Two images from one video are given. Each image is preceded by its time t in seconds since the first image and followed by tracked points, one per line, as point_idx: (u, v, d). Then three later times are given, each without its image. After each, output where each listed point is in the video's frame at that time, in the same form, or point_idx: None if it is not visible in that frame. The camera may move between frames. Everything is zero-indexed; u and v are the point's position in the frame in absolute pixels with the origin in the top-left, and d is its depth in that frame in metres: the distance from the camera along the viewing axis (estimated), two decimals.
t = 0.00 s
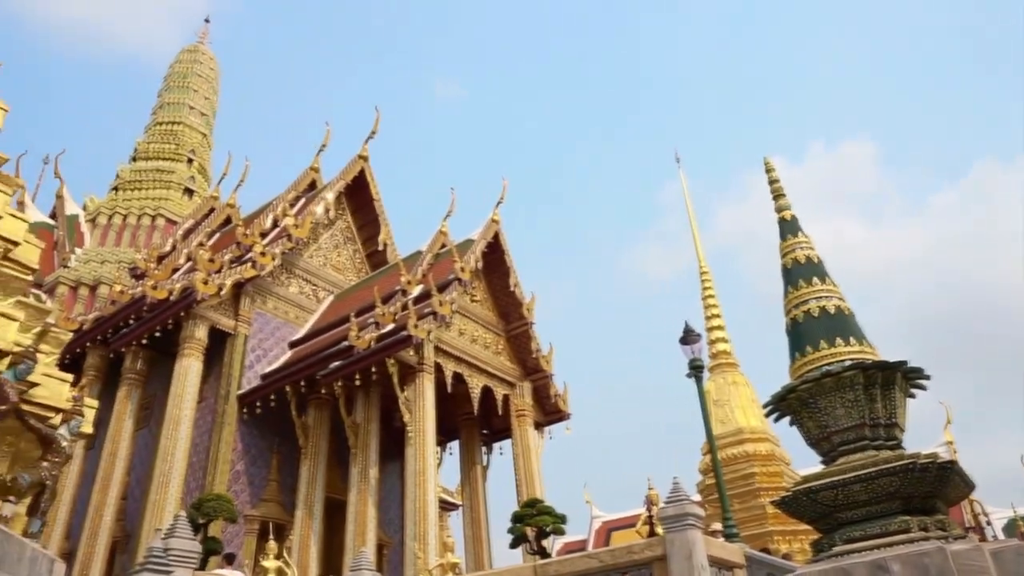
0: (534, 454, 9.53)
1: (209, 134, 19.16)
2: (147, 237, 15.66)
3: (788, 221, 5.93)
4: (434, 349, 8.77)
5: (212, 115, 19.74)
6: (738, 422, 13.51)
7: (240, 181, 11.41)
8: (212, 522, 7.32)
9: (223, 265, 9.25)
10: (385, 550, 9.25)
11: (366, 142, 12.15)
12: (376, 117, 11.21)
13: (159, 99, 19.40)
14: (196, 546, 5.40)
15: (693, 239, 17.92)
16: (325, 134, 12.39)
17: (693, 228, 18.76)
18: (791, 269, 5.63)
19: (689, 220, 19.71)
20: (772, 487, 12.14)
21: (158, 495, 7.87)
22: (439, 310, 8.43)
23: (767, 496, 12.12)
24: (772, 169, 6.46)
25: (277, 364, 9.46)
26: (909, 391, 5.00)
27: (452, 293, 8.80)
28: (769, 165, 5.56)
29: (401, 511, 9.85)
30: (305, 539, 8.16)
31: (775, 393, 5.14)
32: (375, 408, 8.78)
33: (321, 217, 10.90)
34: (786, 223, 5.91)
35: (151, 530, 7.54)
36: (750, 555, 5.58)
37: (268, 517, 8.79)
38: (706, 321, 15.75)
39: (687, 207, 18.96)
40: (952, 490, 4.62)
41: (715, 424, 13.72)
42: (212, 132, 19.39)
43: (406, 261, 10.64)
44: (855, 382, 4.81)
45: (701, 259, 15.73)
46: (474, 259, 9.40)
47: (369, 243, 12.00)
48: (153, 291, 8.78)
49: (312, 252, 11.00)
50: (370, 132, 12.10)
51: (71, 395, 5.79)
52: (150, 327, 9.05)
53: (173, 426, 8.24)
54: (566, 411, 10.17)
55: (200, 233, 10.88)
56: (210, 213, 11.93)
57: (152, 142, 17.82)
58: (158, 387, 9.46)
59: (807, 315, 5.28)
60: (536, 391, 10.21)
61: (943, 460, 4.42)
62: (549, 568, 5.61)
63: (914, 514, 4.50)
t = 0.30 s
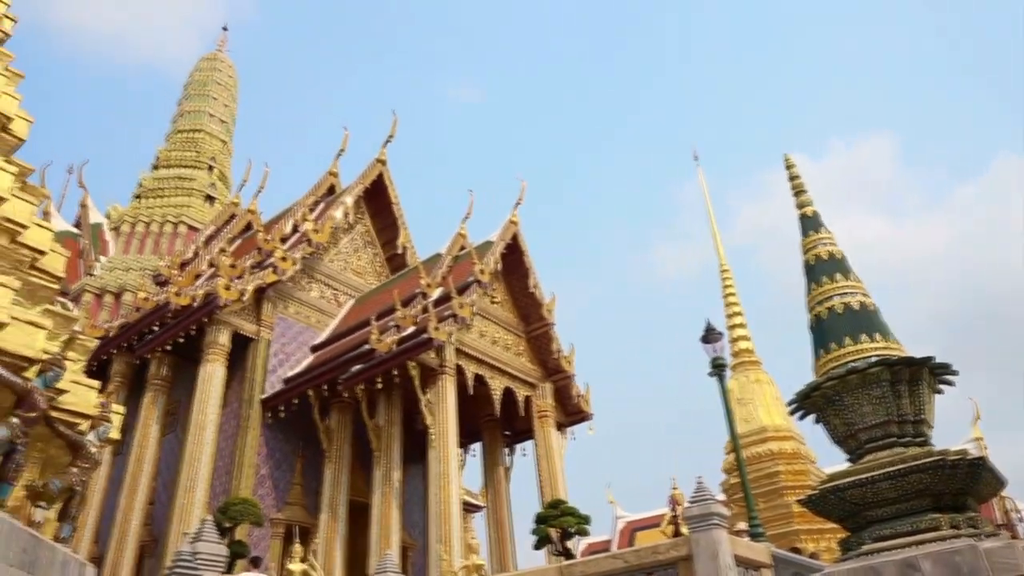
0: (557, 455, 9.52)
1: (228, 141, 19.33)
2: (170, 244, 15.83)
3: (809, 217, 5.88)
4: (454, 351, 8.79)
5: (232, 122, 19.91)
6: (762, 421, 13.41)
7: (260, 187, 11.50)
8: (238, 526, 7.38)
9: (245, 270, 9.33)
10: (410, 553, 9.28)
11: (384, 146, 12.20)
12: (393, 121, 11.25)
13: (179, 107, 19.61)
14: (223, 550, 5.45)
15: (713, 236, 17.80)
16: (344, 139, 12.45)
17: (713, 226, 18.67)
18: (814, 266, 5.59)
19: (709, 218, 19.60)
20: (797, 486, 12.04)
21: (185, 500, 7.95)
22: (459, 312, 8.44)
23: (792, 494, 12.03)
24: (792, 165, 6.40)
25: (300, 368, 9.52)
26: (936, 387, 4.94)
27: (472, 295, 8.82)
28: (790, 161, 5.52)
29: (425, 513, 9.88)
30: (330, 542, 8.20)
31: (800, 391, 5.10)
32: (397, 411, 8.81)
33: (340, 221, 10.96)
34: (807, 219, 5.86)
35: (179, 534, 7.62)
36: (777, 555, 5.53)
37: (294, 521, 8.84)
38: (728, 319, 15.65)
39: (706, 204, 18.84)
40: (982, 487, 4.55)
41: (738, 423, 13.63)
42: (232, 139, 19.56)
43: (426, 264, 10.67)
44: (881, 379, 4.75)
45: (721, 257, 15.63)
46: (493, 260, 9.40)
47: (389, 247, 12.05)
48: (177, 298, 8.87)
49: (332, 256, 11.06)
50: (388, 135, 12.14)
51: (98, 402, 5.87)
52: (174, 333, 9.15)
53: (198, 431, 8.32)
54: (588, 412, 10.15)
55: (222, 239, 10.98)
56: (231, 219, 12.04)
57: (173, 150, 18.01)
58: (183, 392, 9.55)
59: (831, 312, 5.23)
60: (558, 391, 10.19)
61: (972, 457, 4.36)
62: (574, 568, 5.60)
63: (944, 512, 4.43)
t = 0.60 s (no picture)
0: (578, 457, 9.49)
1: (247, 148, 19.50)
2: (191, 251, 15.98)
3: (830, 214, 5.83)
4: (475, 353, 8.79)
5: (250, 129, 20.07)
6: (785, 420, 13.30)
7: (279, 193, 11.58)
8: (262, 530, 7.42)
9: (265, 276, 9.39)
10: (433, 555, 9.29)
11: (401, 150, 12.24)
12: (410, 125, 11.27)
13: (198, 115, 19.80)
14: (248, 554, 5.47)
15: (732, 234, 17.68)
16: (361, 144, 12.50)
17: (732, 225, 18.57)
18: (836, 263, 5.53)
19: (727, 216, 19.50)
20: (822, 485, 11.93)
21: (209, 504, 8.01)
22: (479, 315, 8.45)
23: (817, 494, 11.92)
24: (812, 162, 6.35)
25: (321, 372, 9.58)
26: (963, 384, 4.87)
27: (492, 297, 8.83)
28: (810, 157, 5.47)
29: (447, 515, 9.89)
30: (353, 546, 8.23)
31: (824, 389, 5.05)
32: (418, 414, 8.82)
33: (358, 225, 11.01)
34: (828, 216, 5.81)
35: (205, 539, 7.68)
36: (803, 555, 5.48)
37: (317, 525, 8.88)
38: (749, 317, 15.55)
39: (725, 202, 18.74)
40: (1013, 485, 4.48)
41: (761, 423, 13.53)
42: (250, 146, 19.72)
43: (444, 267, 10.69)
44: (906, 376, 4.70)
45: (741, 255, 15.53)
46: (512, 262, 9.40)
47: (408, 251, 12.08)
48: (199, 304, 8.95)
49: (352, 261, 11.11)
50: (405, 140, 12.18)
51: (124, 409, 5.94)
52: (196, 340, 9.23)
53: (222, 437, 8.38)
54: (610, 413, 10.12)
55: (242, 245, 11.07)
56: (251, 225, 12.12)
57: (192, 158, 18.19)
58: (206, 398, 9.63)
59: (854, 310, 5.18)
60: (578, 393, 10.17)
61: (1002, 455, 4.29)
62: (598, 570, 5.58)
63: (973, 511, 4.37)
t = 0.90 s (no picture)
0: (601, 459, 9.47)
1: (266, 156, 19.66)
2: (213, 259, 16.14)
3: (852, 211, 5.78)
4: (495, 357, 8.80)
5: (269, 137, 20.23)
6: (809, 420, 13.17)
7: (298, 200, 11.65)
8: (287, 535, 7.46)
9: (286, 283, 9.46)
10: (456, 559, 9.30)
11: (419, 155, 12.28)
12: (427, 129, 11.30)
13: (218, 124, 20.00)
14: (273, 559, 5.50)
15: (752, 233, 17.54)
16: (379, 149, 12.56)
17: (752, 224, 18.43)
18: (859, 261, 5.48)
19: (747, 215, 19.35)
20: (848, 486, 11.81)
21: (234, 510, 8.07)
22: (499, 318, 8.45)
23: (843, 494, 11.81)
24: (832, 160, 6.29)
25: (342, 378, 9.62)
26: (991, 382, 4.80)
27: (511, 301, 8.83)
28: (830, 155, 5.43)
29: (470, 519, 9.89)
30: (377, 550, 8.26)
31: (849, 388, 5.00)
32: (439, 418, 8.84)
33: (377, 231, 11.05)
34: (850, 213, 5.76)
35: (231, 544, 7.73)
36: (830, 557, 5.42)
37: (341, 529, 8.92)
38: (770, 317, 15.42)
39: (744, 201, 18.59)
40: None
41: (785, 423, 13.41)
42: (269, 153, 19.87)
43: (463, 270, 10.71)
44: (933, 374, 4.64)
45: (762, 254, 15.42)
46: (531, 265, 9.39)
47: (427, 255, 12.11)
48: (221, 312, 9.04)
49: (371, 266, 11.16)
50: (422, 145, 12.21)
51: (149, 415, 6.00)
52: (219, 346, 9.31)
53: (246, 443, 8.44)
54: (631, 415, 10.07)
55: (263, 252, 11.16)
56: (271, 232, 12.22)
57: (213, 166, 18.37)
58: (230, 404, 9.71)
59: (878, 308, 5.12)
60: (600, 395, 10.14)
61: None
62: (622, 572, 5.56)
63: (1004, 510, 4.31)
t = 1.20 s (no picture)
0: (622, 461, 9.43)
1: (284, 163, 19.80)
2: (233, 266, 16.27)
3: (874, 209, 5.73)
4: (515, 360, 8.79)
5: (287, 144, 20.38)
6: (832, 420, 13.04)
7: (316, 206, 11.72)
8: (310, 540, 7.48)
9: (306, 289, 9.51)
10: (478, 563, 9.30)
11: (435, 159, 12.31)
12: (443, 133, 11.32)
13: (236, 133, 20.18)
14: (297, 564, 5.53)
15: (771, 232, 17.40)
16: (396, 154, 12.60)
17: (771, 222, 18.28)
18: (881, 259, 5.42)
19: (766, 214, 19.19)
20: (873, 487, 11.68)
21: (258, 515, 8.11)
22: (518, 321, 8.45)
23: (868, 496, 11.70)
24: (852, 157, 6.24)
25: (362, 383, 9.66)
26: (1019, 380, 4.73)
27: (530, 303, 8.82)
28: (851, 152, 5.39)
29: (492, 523, 9.89)
30: (399, 554, 8.28)
31: (873, 388, 4.94)
32: (460, 422, 8.84)
33: (396, 236, 11.09)
34: (872, 211, 5.71)
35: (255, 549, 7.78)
36: (856, 559, 5.36)
37: (363, 534, 8.94)
38: (791, 316, 15.29)
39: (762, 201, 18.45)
40: None
41: (807, 423, 13.29)
42: (287, 161, 20.01)
43: (481, 274, 10.72)
44: (959, 373, 4.58)
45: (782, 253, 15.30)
46: (549, 268, 9.38)
47: (445, 259, 12.13)
48: (242, 318, 9.11)
49: (390, 271, 11.20)
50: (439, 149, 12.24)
51: (173, 422, 6.06)
52: (240, 353, 9.38)
53: (268, 448, 8.49)
54: (652, 416, 10.02)
55: (283, 259, 11.23)
56: (290, 239, 12.29)
57: (232, 174, 18.54)
58: (252, 410, 9.78)
59: (902, 306, 5.07)
60: (620, 397, 10.11)
61: None
62: None
63: None
